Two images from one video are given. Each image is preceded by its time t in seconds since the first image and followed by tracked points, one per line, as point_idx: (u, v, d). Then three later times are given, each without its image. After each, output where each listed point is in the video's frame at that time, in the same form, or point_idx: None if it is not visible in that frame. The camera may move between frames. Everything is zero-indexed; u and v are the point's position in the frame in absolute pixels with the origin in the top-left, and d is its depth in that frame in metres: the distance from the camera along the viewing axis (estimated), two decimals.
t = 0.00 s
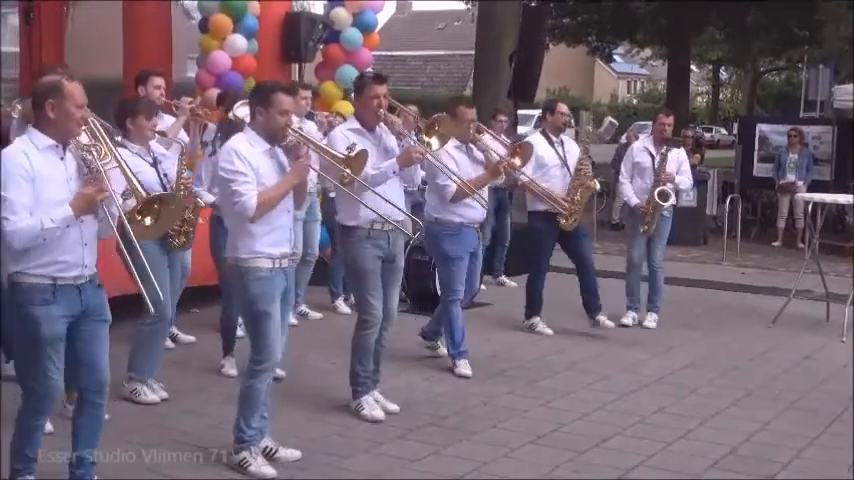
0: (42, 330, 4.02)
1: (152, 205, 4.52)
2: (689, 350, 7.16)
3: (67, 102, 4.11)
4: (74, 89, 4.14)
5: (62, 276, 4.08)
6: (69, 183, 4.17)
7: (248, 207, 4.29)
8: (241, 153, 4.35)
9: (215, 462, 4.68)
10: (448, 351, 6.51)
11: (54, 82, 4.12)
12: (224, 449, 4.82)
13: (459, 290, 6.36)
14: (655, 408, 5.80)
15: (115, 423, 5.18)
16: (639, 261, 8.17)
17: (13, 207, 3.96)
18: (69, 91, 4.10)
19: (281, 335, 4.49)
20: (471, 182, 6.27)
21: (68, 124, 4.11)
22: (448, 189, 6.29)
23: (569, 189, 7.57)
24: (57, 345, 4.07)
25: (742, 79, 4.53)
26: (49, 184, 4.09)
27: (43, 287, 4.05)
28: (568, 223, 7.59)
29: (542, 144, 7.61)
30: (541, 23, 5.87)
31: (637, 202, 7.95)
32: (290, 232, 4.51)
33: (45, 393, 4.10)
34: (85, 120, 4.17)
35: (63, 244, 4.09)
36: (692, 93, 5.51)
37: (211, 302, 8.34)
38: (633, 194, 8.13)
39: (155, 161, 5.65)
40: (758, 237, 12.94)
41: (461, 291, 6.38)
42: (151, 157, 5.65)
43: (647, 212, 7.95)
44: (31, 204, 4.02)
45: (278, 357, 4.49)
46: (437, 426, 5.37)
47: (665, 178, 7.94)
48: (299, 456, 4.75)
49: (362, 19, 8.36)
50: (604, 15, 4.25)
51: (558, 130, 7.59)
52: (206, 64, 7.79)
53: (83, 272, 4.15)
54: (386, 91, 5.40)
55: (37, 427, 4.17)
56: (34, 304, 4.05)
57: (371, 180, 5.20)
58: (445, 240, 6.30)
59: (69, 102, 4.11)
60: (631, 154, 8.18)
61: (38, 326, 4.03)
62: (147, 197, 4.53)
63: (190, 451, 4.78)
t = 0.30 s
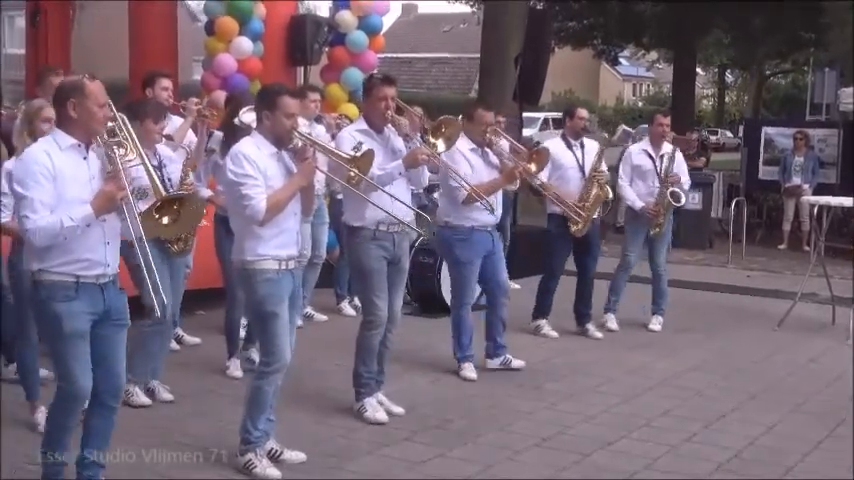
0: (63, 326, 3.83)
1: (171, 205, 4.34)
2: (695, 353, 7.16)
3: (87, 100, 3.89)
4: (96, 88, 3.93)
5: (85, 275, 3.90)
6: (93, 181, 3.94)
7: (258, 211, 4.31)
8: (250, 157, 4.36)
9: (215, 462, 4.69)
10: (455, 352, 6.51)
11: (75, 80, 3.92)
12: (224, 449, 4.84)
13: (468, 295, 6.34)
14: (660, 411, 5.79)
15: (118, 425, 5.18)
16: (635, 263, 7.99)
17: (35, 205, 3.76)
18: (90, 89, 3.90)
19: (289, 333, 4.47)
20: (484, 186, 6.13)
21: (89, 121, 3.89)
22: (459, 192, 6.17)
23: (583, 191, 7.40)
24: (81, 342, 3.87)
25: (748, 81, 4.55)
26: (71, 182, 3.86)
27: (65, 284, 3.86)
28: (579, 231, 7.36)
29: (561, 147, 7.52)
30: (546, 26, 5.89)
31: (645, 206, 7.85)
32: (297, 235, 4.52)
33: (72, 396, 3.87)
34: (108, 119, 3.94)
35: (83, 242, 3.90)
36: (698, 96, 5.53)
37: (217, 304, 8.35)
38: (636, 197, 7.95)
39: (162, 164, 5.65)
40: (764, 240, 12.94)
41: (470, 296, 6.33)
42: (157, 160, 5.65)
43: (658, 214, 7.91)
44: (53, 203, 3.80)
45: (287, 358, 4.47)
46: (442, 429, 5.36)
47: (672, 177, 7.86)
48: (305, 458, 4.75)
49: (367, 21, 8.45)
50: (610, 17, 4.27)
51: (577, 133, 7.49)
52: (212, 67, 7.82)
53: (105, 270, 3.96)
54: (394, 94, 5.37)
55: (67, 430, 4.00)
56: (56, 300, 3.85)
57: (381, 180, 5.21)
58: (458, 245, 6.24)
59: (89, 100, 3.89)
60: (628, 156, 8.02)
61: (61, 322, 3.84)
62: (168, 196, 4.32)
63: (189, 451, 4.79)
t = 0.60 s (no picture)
0: (74, 324, 3.81)
1: (188, 186, 4.10)
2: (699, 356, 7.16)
3: (98, 99, 3.88)
4: (110, 87, 3.91)
5: (96, 274, 3.87)
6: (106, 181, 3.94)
7: (257, 209, 4.31)
8: (251, 158, 4.36)
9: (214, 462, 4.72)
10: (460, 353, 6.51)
11: (87, 80, 3.92)
12: (223, 448, 4.87)
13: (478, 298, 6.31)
14: (664, 413, 5.79)
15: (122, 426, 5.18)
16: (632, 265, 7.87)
17: (51, 198, 3.74)
18: (102, 89, 3.88)
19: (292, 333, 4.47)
20: (494, 186, 6.00)
21: (102, 120, 3.88)
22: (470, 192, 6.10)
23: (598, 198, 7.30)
24: (93, 339, 3.86)
25: (752, 83, 4.56)
26: (85, 180, 3.86)
27: (76, 282, 3.84)
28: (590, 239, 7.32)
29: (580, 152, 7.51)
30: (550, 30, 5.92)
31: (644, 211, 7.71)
32: (299, 236, 4.51)
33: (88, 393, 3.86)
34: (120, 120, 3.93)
35: (96, 240, 3.88)
36: (702, 99, 5.56)
37: (221, 305, 8.36)
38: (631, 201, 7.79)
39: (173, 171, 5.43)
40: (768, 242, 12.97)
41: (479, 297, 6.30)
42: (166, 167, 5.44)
43: (658, 218, 7.80)
44: (67, 196, 3.79)
45: (291, 357, 4.46)
46: (445, 431, 5.36)
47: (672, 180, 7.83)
48: (308, 460, 4.75)
49: (372, 23, 8.44)
50: (615, 20, 4.30)
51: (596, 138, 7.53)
52: (217, 68, 7.83)
53: (117, 270, 3.94)
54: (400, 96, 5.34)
55: (92, 428, 3.93)
56: (66, 298, 3.83)
57: (382, 184, 5.23)
58: (465, 247, 6.24)
59: (99, 99, 3.88)
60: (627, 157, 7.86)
61: (71, 320, 3.82)
62: (181, 176, 4.09)
63: (189, 452, 4.81)
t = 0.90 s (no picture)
0: (84, 324, 3.82)
1: (194, 151, 4.16)
2: (701, 358, 7.15)
3: (98, 101, 3.87)
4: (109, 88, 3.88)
5: (104, 275, 3.88)
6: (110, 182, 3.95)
7: (253, 210, 4.32)
8: (247, 158, 4.36)
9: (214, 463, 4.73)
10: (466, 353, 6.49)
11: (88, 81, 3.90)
12: (223, 449, 4.89)
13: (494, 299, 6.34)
14: (667, 415, 5.79)
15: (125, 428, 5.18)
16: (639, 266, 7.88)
17: (67, 198, 3.75)
18: (103, 90, 3.86)
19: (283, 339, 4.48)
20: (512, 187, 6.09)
21: (104, 121, 3.88)
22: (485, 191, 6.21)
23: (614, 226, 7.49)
24: (103, 339, 3.87)
25: (755, 85, 4.56)
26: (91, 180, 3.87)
27: (84, 283, 3.85)
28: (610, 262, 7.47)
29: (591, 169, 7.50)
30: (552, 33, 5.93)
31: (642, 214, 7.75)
32: (297, 238, 4.52)
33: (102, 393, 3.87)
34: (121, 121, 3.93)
35: (105, 240, 3.89)
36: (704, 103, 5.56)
37: (223, 307, 8.36)
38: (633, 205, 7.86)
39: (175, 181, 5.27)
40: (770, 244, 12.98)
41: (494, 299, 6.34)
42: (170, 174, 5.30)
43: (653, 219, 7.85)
44: (79, 194, 3.79)
45: (281, 361, 4.48)
46: (448, 433, 5.36)
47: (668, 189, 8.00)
48: (310, 462, 4.75)
49: (376, 26, 8.44)
50: (617, 22, 4.30)
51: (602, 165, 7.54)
52: (220, 70, 7.87)
53: (124, 271, 3.94)
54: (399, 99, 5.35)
55: (103, 430, 3.94)
56: (74, 300, 3.84)
57: (382, 189, 5.18)
58: (485, 248, 6.29)
59: (99, 100, 3.87)
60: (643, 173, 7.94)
61: (81, 321, 3.83)
62: (186, 141, 4.16)
63: (189, 452, 4.83)
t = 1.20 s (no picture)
0: (96, 329, 3.82)
1: (195, 138, 4.22)
2: (704, 360, 7.15)
3: (95, 101, 3.86)
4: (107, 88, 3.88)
5: (115, 278, 3.87)
6: (114, 182, 3.95)
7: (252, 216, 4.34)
8: (244, 160, 4.38)
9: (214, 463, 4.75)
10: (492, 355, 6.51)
11: (85, 82, 3.89)
12: (223, 449, 4.91)
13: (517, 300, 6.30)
14: (669, 417, 5.79)
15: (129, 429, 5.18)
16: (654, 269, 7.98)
17: (79, 199, 3.76)
18: (100, 89, 3.85)
19: (282, 342, 4.46)
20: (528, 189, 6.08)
21: (101, 121, 3.87)
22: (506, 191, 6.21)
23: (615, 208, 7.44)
24: (114, 344, 3.87)
25: (757, 86, 4.56)
26: (96, 181, 3.86)
27: (96, 287, 3.84)
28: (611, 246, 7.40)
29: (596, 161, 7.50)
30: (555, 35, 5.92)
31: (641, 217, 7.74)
32: (293, 241, 4.52)
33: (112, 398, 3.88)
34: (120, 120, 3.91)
35: (116, 242, 3.88)
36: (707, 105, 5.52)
37: (225, 308, 8.36)
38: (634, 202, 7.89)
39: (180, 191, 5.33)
40: (773, 246, 12.97)
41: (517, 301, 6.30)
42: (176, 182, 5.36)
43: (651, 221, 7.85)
44: (89, 195, 3.80)
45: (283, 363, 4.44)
46: (450, 434, 5.36)
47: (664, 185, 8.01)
48: (313, 463, 4.75)
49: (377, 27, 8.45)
50: (618, 23, 4.25)
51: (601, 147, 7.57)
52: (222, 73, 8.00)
53: (134, 271, 3.94)
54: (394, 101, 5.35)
55: (107, 435, 3.94)
56: (87, 303, 3.84)
57: (384, 195, 5.12)
58: (503, 251, 6.30)
59: (97, 101, 3.86)
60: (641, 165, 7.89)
61: (93, 325, 3.83)
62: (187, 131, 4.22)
63: (190, 452, 4.85)
